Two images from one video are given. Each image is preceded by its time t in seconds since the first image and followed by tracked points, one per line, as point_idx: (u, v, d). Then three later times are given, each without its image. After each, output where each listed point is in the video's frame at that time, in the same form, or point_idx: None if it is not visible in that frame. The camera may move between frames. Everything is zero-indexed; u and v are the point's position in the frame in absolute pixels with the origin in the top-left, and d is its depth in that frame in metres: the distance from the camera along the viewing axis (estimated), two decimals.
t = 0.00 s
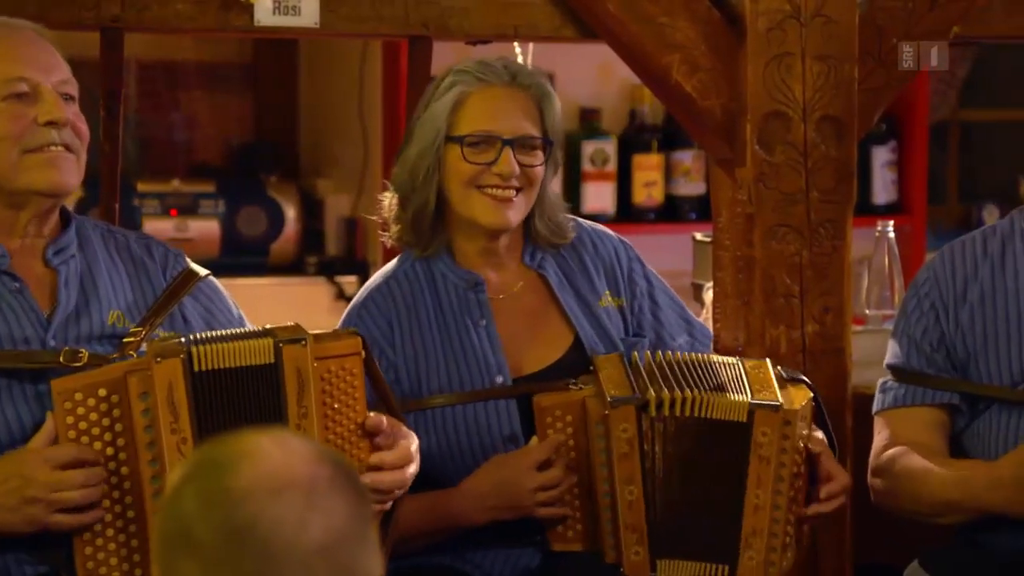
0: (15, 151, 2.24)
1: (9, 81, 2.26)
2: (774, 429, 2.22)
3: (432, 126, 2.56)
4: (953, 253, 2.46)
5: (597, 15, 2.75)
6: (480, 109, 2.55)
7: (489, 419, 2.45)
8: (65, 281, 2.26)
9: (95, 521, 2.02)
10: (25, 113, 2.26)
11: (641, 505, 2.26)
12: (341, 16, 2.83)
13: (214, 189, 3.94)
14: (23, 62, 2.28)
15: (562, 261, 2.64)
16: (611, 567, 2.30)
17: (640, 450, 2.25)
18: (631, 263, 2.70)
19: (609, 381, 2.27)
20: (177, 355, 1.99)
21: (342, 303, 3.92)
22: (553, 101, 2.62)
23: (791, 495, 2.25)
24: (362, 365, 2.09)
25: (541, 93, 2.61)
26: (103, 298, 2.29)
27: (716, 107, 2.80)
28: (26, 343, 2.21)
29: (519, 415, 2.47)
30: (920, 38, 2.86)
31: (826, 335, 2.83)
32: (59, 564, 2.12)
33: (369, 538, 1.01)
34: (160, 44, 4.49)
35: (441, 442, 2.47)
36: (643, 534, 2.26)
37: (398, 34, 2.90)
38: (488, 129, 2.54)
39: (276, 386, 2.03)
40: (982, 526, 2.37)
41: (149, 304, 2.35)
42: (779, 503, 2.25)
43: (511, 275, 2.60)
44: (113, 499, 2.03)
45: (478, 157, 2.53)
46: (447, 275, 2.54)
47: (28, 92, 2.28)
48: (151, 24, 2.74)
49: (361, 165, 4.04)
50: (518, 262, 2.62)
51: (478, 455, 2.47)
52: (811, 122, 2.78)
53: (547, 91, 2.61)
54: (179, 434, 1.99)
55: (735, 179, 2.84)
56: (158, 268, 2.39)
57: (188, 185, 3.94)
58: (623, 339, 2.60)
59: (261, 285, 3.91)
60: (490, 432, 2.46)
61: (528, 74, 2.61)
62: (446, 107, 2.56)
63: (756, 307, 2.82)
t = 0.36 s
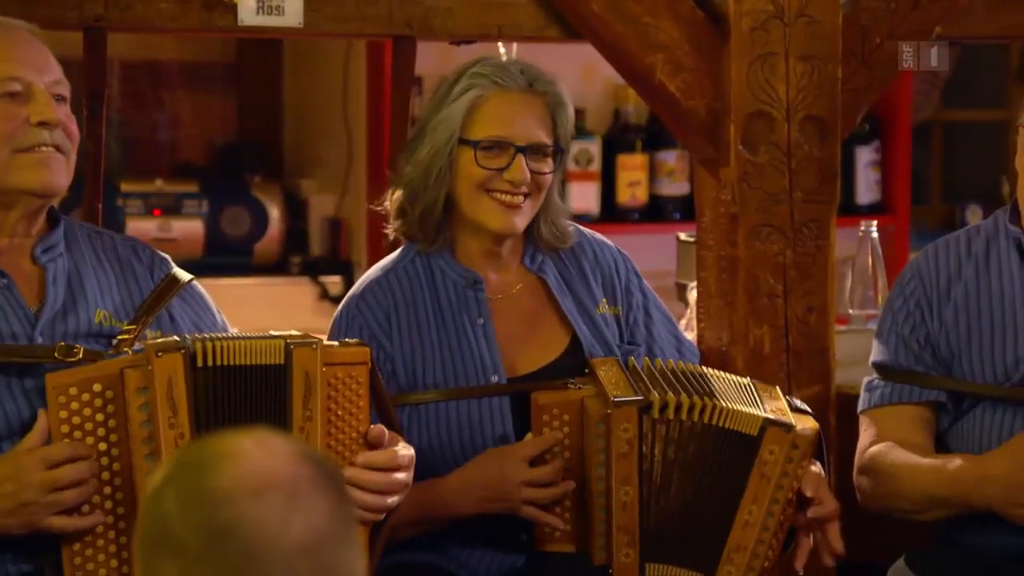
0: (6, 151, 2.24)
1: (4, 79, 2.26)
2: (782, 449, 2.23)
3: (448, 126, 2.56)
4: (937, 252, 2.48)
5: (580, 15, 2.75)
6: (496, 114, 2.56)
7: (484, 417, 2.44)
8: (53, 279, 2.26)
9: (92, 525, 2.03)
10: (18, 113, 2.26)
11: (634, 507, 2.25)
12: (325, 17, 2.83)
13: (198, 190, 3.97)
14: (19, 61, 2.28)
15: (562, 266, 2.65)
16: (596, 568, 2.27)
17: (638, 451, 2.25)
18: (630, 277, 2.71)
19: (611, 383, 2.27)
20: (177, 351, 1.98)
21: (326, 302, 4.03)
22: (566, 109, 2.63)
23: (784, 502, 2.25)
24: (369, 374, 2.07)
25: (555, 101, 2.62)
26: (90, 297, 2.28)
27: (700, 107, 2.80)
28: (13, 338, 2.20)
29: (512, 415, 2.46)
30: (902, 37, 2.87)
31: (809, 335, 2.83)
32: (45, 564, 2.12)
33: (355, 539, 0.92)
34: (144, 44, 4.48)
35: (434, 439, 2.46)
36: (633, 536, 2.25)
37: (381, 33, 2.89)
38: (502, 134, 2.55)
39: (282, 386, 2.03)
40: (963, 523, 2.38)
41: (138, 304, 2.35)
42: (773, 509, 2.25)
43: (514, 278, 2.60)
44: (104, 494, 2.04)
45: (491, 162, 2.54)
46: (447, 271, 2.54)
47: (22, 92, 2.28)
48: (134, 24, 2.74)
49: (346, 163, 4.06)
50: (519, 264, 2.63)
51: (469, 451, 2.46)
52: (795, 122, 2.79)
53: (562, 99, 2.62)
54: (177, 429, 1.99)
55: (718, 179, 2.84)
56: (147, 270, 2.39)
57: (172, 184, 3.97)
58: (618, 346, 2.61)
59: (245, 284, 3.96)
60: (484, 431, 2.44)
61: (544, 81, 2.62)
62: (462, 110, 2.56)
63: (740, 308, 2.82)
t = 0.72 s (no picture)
0: (9, 147, 2.23)
1: (10, 75, 2.25)
2: (778, 465, 2.20)
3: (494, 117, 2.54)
4: (919, 253, 2.49)
5: (562, 15, 2.75)
6: (543, 115, 2.54)
7: (479, 406, 2.43)
8: (47, 276, 2.25)
9: (71, 525, 2.02)
10: (22, 110, 2.25)
11: (620, 505, 2.25)
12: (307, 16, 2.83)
13: (180, 189, 3.98)
14: (26, 59, 2.27)
15: (571, 270, 2.64)
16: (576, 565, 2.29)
17: (627, 451, 2.24)
18: (631, 287, 2.71)
19: (606, 382, 2.26)
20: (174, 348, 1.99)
21: (309, 302, 4.09)
22: (611, 126, 2.62)
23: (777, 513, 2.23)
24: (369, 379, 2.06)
25: (600, 111, 2.60)
26: (83, 294, 2.28)
27: (682, 108, 2.80)
28: (5, 331, 2.19)
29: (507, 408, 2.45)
30: (883, 37, 2.87)
31: (791, 334, 2.84)
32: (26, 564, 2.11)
33: (333, 535, 1.01)
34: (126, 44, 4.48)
35: (426, 428, 2.45)
36: (614, 535, 2.26)
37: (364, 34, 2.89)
38: (544, 136, 2.53)
39: (283, 387, 2.04)
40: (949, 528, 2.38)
41: (127, 305, 2.35)
42: (768, 525, 2.23)
43: (520, 278, 2.58)
44: (92, 492, 2.02)
45: (528, 160, 2.52)
46: (456, 259, 2.53)
47: (28, 89, 2.27)
48: (115, 23, 2.73)
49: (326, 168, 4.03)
50: (529, 264, 2.62)
51: (459, 439, 2.45)
52: (777, 122, 2.79)
53: (607, 111, 2.60)
54: (170, 425, 1.99)
55: (700, 179, 2.84)
56: (138, 274, 2.39)
57: (154, 184, 3.97)
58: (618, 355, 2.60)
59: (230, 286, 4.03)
60: (472, 422, 2.44)
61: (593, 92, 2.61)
62: (513, 103, 2.54)
63: (722, 308, 2.83)
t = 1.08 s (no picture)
0: (19, 147, 2.21)
1: (23, 76, 2.23)
2: (777, 503, 2.19)
3: (525, 132, 2.49)
4: (902, 250, 2.49)
5: (543, 15, 2.74)
6: (572, 135, 2.50)
7: (472, 404, 2.43)
8: (46, 277, 2.24)
9: (65, 518, 1.99)
10: (36, 112, 2.23)
11: (607, 503, 2.25)
12: (289, 16, 2.83)
13: (160, 189, 3.96)
14: (41, 61, 2.26)
15: (570, 278, 2.64)
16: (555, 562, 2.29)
17: (622, 451, 2.24)
18: (622, 300, 2.70)
19: (608, 381, 2.28)
20: (181, 344, 1.99)
21: (290, 303, 4.11)
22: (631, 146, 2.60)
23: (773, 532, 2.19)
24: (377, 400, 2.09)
25: (625, 131, 2.57)
26: (80, 298, 2.27)
27: (662, 108, 2.81)
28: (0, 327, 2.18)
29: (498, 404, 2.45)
30: (862, 38, 2.88)
31: (771, 334, 2.84)
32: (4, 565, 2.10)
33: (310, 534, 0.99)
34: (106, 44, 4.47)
35: (417, 416, 2.44)
36: (598, 534, 2.25)
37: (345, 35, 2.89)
38: (572, 155, 2.49)
39: (295, 397, 2.04)
40: (930, 527, 2.39)
41: (123, 311, 2.33)
42: (753, 549, 2.19)
43: (519, 279, 2.58)
44: (85, 488, 2.00)
45: (552, 178, 2.48)
46: (459, 254, 2.52)
47: (42, 91, 2.25)
48: (95, 23, 2.72)
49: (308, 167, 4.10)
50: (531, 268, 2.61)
51: (447, 429, 2.43)
52: (757, 122, 2.80)
53: (631, 133, 2.57)
54: (172, 423, 1.98)
55: (681, 180, 2.84)
56: (134, 282, 2.38)
57: (134, 185, 3.97)
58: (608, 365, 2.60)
59: (210, 286, 4.02)
60: (464, 417, 2.43)
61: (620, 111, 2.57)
62: (546, 120, 2.49)
63: (702, 308, 2.83)
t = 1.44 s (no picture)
0: (10, 150, 2.20)
1: (15, 78, 2.23)
2: (766, 510, 2.23)
3: (479, 125, 2.51)
4: (885, 249, 2.49)
5: (526, 15, 2.74)
6: (528, 125, 2.51)
7: (449, 411, 2.43)
8: (35, 280, 2.23)
9: (48, 520, 1.98)
10: (28, 115, 2.23)
11: (591, 504, 2.24)
12: (271, 16, 2.82)
13: (143, 189, 3.95)
14: (33, 64, 2.25)
15: (545, 279, 2.64)
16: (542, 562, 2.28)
17: (604, 450, 2.25)
18: (597, 296, 2.71)
19: (587, 382, 2.27)
20: (173, 349, 1.99)
21: (273, 303, 4.11)
22: (594, 138, 2.60)
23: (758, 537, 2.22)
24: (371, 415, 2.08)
25: (584, 123, 2.58)
26: (69, 301, 2.26)
27: (645, 108, 2.81)
28: None
29: (479, 407, 2.45)
30: (844, 38, 2.89)
31: (753, 334, 2.85)
32: None
33: (269, 530, 1.09)
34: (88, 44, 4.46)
35: (397, 420, 2.44)
36: (583, 533, 2.24)
37: (328, 34, 2.90)
38: (528, 145, 2.50)
39: (288, 407, 2.04)
40: (909, 524, 2.38)
41: (111, 314, 2.32)
42: (740, 554, 2.22)
43: (489, 288, 2.57)
44: (69, 489, 1.99)
45: (509, 168, 2.49)
46: (431, 262, 2.51)
47: (35, 94, 2.25)
48: (76, 23, 2.72)
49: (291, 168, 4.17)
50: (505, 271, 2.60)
51: (427, 434, 2.43)
52: (740, 123, 2.80)
53: (590, 124, 2.58)
54: (161, 427, 1.98)
55: (664, 180, 2.85)
56: (123, 285, 2.37)
57: (117, 184, 3.96)
58: (587, 361, 2.61)
59: (193, 286, 4.01)
60: (444, 423, 2.43)
61: (579, 104, 2.58)
62: (500, 111, 2.51)
63: (685, 308, 2.83)
